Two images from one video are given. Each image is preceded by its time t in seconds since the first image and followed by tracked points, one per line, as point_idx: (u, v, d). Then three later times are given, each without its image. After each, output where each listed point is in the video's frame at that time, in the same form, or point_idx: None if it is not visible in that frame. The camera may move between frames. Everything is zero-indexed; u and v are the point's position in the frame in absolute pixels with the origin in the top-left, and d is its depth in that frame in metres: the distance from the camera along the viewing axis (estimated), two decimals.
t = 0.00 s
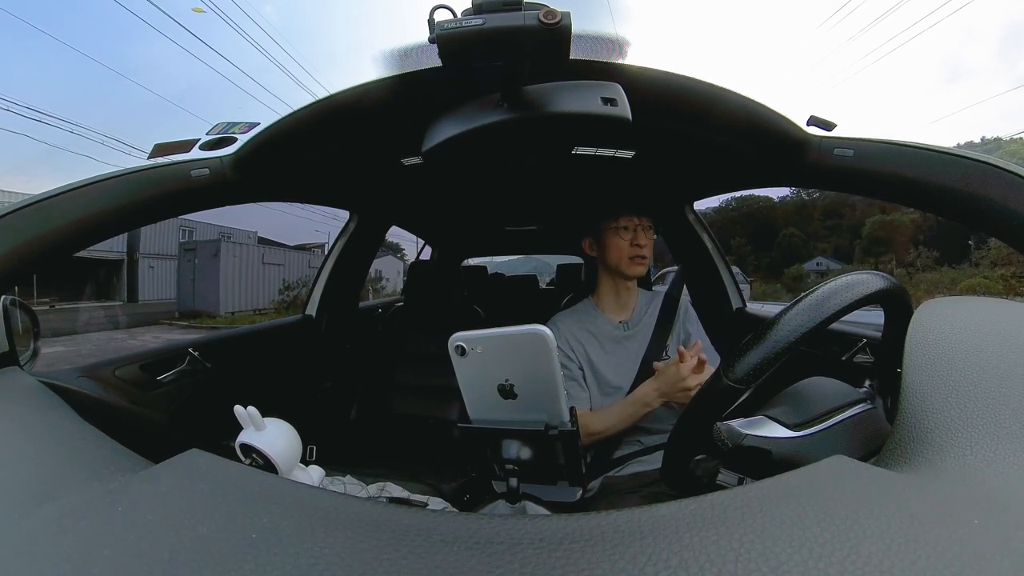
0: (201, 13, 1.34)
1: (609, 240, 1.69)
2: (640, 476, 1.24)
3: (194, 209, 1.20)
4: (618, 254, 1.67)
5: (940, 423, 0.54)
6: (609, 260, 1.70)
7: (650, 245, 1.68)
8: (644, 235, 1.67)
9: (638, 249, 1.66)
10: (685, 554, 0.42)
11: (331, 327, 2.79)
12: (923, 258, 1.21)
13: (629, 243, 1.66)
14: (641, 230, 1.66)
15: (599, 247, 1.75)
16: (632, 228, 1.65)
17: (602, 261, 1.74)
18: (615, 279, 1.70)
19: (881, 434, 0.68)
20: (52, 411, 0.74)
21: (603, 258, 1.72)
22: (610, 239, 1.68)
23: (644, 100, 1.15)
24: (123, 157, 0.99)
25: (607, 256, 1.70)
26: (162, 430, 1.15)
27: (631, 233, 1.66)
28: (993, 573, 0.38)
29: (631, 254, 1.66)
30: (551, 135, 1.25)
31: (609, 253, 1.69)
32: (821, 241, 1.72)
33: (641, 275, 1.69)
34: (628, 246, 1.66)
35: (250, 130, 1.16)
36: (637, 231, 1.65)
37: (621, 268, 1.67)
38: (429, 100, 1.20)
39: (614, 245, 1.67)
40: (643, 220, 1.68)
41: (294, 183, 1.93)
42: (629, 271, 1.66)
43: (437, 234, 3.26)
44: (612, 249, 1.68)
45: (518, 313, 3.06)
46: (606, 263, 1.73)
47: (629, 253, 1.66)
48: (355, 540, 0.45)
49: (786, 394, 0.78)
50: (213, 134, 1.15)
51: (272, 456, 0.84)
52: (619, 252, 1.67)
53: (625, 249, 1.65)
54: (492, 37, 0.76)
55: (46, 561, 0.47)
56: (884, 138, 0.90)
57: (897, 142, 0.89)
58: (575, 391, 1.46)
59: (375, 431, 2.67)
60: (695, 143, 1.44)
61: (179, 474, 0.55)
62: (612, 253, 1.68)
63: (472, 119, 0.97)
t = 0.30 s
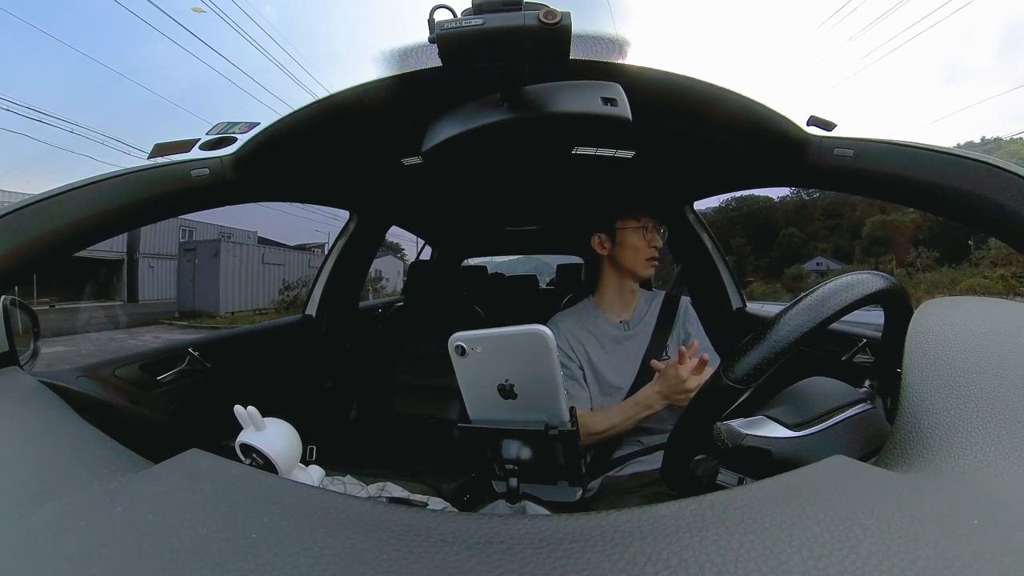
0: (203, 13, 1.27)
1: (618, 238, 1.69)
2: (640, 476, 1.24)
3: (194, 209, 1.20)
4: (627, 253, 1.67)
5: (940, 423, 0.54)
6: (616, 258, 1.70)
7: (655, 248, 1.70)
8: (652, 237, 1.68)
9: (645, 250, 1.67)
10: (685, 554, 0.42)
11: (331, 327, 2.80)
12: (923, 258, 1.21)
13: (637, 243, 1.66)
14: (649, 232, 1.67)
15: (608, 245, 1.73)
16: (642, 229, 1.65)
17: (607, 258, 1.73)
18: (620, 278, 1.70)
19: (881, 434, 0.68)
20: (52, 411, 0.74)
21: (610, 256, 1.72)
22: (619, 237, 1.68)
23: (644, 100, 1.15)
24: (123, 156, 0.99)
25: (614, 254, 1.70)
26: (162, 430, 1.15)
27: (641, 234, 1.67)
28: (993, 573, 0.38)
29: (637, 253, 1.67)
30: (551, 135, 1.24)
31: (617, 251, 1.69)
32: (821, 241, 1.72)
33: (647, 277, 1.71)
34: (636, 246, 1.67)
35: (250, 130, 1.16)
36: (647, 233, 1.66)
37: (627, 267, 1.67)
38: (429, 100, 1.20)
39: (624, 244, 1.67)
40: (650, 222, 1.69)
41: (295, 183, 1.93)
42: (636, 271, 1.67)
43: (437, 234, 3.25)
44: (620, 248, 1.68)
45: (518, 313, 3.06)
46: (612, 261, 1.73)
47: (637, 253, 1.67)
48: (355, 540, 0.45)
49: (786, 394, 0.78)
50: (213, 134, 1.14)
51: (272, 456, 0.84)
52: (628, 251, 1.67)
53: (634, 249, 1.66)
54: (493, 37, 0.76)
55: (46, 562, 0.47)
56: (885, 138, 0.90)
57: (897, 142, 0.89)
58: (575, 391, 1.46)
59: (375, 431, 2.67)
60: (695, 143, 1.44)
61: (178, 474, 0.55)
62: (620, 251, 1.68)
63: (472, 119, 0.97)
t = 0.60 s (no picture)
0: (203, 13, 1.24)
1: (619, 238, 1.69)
2: (640, 476, 1.24)
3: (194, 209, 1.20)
4: (628, 253, 1.67)
5: (939, 423, 0.54)
6: (618, 258, 1.70)
7: (656, 249, 1.70)
8: (653, 238, 1.69)
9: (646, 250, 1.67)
10: (685, 554, 0.42)
11: (331, 327, 2.80)
12: (923, 258, 1.21)
13: (637, 242, 1.67)
14: (650, 232, 1.68)
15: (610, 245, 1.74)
16: (644, 229, 1.66)
17: (609, 258, 1.74)
18: (622, 278, 1.70)
19: (881, 434, 0.68)
20: (52, 411, 0.74)
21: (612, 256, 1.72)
22: (620, 238, 1.68)
23: (644, 100, 1.14)
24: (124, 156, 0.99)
25: (615, 254, 1.70)
26: (162, 430, 1.15)
27: (642, 234, 1.67)
28: (993, 573, 0.38)
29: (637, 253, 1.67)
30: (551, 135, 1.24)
31: (619, 251, 1.69)
32: (821, 241, 1.72)
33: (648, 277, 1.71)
34: (636, 246, 1.67)
35: (250, 130, 1.16)
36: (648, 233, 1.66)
37: (628, 266, 1.67)
38: (429, 100, 1.20)
39: (625, 244, 1.68)
40: (651, 223, 1.69)
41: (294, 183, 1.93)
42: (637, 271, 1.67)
43: (437, 234, 3.25)
44: (621, 248, 1.69)
45: (518, 313, 3.06)
46: (613, 261, 1.73)
47: (638, 253, 1.67)
48: (354, 541, 0.45)
49: (787, 394, 0.78)
50: (213, 134, 1.14)
51: (272, 456, 0.84)
52: (629, 251, 1.67)
53: (634, 248, 1.66)
54: (493, 37, 0.76)
55: (46, 562, 0.47)
56: (885, 138, 0.90)
57: (896, 142, 0.89)
58: (574, 391, 1.46)
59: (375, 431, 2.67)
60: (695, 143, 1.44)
61: (178, 475, 0.55)
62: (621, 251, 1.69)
63: (472, 119, 0.97)
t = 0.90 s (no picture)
0: (203, 13, 1.24)
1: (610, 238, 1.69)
2: (640, 476, 1.24)
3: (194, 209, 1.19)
4: (621, 254, 1.67)
5: (940, 423, 0.54)
6: (611, 260, 1.70)
7: (651, 248, 1.69)
8: (646, 237, 1.68)
9: (639, 249, 1.66)
10: (685, 555, 0.42)
11: (331, 327, 2.80)
12: (923, 258, 1.21)
13: (629, 242, 1.66)
14: (643, 231, 1.67)
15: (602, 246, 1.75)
16: (636, 229, 1.65)
17: (602, 260, 1.75)
18: (617, 279, 1.70)
19: (882, 434, 0.68)
20: (52, 411, 0.74)
21: (606, 258, 1.72)
22: (613, 239, 1.68)
23: (644, 100, 1.14)
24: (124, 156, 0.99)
25: (606, 255, 1.71)
26: (162, 430, 1.15)
27: (633, 233, 1.66)
28: (992, 573, 0.38)
29: (630, 253, 1.66)
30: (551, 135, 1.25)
31: (609, 251, 1.70)
32: (821, 241, 1.72)
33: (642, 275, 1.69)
34: (629, 246, 1.66)
35: (250, 130, 1.16)
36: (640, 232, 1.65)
37: (622, 267, 1.67)
38: (429, 100, 1.20)
39: (617, 245, 1.68)
40: (644, 222, 1.68)
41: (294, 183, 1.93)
42: (631, 271, 1.67)
43: (437, 234, 3.25)
44: (614, 249, 1.69)
45: (518, 313, 3.06)
46: (606, 262, 1.74)
47: (631, 253, 1.66)
48: (354, 540, 0.45)
49: (787, 394, 0.78)
50: (213, 134, 1.14)
51: (272, 456, 0.84)
52: (617, 251, 1.67)
53: (626, 249, 1.65)
54: (492, 37, 0.76)
55: (45, 562, 0.47)
56: (885, 138, 0.90)
57: (896, 142, 0.89)
58: (574, 391, 1.46)
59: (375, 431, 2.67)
60: (695, 143, 1.43)
61: (179, 475, 0.55)
62: (615, 252, 1.69)
63: (472, 119, 0.97)
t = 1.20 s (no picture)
0: (203, 13, 1.22)
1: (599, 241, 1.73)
2: (641, 476, 1.24)
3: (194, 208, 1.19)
4: (611, 254, 1.68)
5: (940, 423, 0.54)
6: (604, 260, 1.71)
7: (644, 245, 1.68)
8: (637, 234, 1.67)
9: (628, 247, 1.66)
10: (685, 554, 0.42)
11: (331, 327, 2.80)
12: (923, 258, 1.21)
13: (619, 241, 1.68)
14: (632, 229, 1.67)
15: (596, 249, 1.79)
16: (624, 227, 1.65)
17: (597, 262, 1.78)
18: (611, 279, 1.71)
19: (882, 433, 0.68)
20: (52, 411, 0.74)
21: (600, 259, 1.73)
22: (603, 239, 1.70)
23: (644, 100, 1.14)
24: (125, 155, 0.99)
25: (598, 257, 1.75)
26: (162, 430, 1.14)
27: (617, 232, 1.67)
28: (993, 573, 0.38)
29: (620, 252, 1.67)
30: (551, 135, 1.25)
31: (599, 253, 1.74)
32: (821, 241, 1.72)
33: (634, 274, 1.68)
34: (618, 245, 1.67)
35: (250, 130, 1.16)
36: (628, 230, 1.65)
37: (613, 267, 1.68)
38: (429, 100, 1.20)
39: (606, 244, 1.69)
40: (635, 220, 1.68)
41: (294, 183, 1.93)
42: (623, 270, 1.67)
43: (437, 234, 3.25)
44: (606, 250, 1.70)
45: (518, 313, 3.06)
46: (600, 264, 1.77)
47: (621, 252, 1.67)
48: (354, 540, 0.45)
49: (787, 394, 0.78)
50: (213, 134, 1.14)
51: (272, 456, 0.84)
52: (603, 252, 1.71)
53: (614, 248, 1.67)
54: (492, 37, 0.76)
55: (46, 561, 0.47)
56: (885, 138, 0.90)
57: (896, 143, 0.89)
58: (574, 391, 1.46)
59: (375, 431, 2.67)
60: (695, 143, 1.43)
61: (179, 475, 0.55)
62: (606, 252, 1.70)
63: (472, 119, 0.97)
